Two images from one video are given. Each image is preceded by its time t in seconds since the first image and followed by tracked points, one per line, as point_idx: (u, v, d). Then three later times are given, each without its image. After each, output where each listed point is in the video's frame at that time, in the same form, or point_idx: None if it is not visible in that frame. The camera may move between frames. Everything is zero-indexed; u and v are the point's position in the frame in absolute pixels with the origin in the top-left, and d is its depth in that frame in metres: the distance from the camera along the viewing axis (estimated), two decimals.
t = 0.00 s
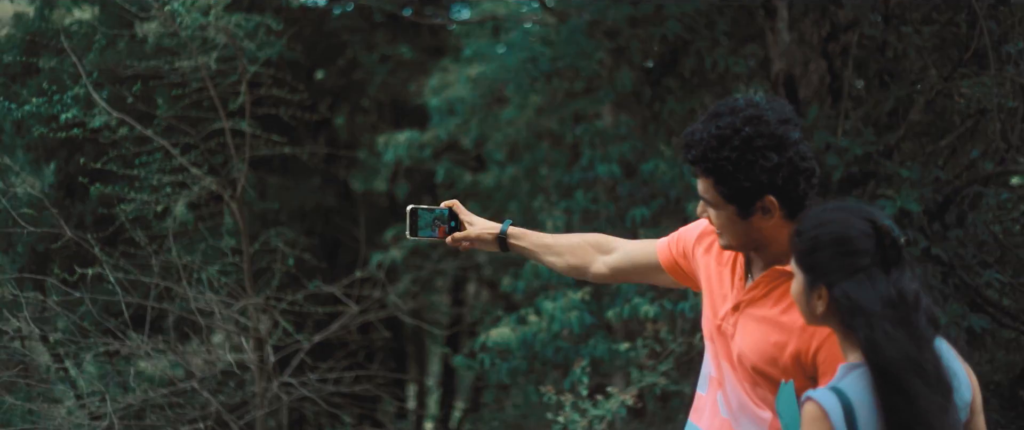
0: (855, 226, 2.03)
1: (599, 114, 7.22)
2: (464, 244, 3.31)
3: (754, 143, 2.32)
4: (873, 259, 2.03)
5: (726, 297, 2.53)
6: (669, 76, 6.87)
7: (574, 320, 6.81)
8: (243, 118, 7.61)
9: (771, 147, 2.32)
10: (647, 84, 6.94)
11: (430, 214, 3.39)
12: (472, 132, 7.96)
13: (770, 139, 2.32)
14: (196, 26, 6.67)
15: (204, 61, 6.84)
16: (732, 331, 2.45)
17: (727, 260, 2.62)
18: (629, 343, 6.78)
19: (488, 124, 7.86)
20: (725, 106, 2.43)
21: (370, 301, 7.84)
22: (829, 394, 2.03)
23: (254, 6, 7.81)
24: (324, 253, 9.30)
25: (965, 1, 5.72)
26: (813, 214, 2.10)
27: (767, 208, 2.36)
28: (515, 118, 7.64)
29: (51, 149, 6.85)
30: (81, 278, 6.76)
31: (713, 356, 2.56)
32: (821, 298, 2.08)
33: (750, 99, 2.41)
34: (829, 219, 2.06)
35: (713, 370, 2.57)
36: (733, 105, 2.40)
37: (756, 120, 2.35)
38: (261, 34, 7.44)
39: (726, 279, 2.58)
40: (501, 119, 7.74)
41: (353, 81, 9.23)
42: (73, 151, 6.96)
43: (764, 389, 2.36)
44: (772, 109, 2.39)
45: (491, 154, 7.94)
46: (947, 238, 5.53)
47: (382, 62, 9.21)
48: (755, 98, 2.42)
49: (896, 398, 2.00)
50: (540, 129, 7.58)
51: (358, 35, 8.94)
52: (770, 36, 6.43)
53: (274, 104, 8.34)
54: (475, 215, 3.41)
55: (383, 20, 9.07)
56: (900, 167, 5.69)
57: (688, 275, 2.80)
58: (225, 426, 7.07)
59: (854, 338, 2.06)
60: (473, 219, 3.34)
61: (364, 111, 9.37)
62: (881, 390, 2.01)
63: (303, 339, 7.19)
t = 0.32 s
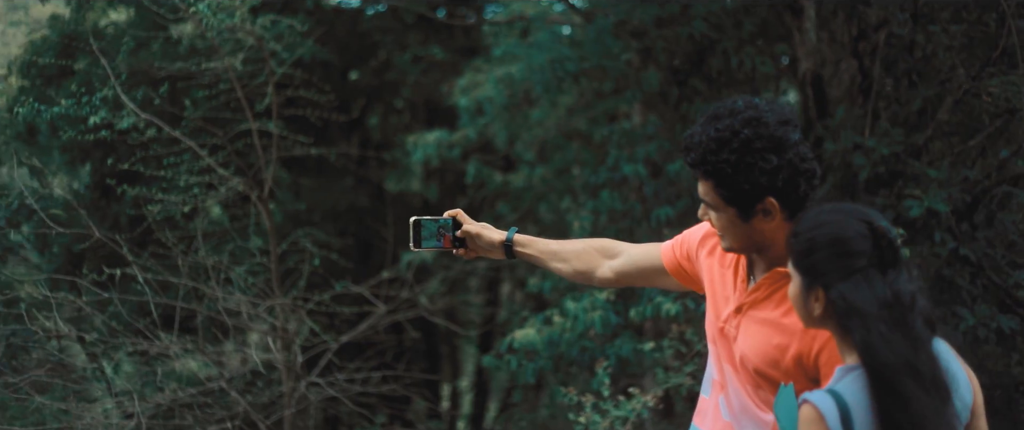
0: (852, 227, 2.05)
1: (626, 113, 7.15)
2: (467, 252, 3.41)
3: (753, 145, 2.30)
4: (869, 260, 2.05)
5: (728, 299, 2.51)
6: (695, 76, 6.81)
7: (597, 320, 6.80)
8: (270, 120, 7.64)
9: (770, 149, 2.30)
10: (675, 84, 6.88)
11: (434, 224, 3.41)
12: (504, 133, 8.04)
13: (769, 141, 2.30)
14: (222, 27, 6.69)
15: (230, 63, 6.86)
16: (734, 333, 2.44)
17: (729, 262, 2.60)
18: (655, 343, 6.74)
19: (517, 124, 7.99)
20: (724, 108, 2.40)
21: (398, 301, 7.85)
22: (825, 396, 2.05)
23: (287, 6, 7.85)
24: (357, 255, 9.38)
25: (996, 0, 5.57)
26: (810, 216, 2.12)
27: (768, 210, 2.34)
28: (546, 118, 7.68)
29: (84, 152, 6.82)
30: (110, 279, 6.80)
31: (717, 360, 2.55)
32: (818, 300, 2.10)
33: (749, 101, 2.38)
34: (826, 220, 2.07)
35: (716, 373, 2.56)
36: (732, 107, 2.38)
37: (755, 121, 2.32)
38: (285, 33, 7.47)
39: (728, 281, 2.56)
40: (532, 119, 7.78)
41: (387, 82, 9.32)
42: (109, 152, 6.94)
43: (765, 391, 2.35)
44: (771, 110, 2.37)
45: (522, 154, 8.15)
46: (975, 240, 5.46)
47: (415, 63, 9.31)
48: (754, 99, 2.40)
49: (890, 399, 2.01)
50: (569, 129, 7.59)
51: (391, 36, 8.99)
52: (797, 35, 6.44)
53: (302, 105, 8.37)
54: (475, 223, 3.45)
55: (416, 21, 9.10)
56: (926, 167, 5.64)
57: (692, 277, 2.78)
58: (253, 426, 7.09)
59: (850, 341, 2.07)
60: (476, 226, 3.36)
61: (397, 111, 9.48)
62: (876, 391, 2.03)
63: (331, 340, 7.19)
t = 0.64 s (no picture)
0: (849, 228, 2.00)
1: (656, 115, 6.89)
2: (472, 254, 3.26)
3: (754, 147, 2.28)
4: (866, 261, 2.00)
5: (730, 301, 2.46)
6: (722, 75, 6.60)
7: (621, 322, 6.81)
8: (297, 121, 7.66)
9: (771, 151, 2.27)
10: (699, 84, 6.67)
11: (441, 225, 3.32)
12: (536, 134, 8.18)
13: (770, 143, 2.27)
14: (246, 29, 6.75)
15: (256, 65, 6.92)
16: (736, 335, 2.38)
17: (734, 264, 2.53)
18: (681, 345, 6.70)
19: (547, 125, 8.15)
20: (725, 109, 2.38)
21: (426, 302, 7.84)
22: (821, 398, 1.98)
23: (320, 7, 7.92)
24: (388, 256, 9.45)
25: None
26: (806, 217, 2.06)
27: (770, 212, 2.30)
28: (577, 119, 7.72)
29: (118, 152, 6.90)
30: (140, 280, 6.85)
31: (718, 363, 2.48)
32: (816, 301, 2.05)
33: (750, 102, 2.35)
34: (822, 221, 2.02)
35: (719, 376, 2.49)
36: (733, 107, 2.35)
37: (756, 123, 2.30)
38: (311, 35, 7.50)
39: (730, 282, 2.50)
40: (564, 119, 7.89)
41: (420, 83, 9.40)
42: (144, 154, 7.04)
43: (766, 393, 2.29)
44: (772, 111, 2.33)
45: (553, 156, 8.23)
46: (1004, 240, 5.41)
47: (448, 64, 9.35)
48: (756, 101, 2.37)
49: (887, 401, 1.95)
50: (598, 131, 7.60)
51: (423, 37, 9.14)
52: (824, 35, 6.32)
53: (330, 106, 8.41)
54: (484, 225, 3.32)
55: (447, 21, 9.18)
56: (955, 167, 5.54)
57: (697, 279, 2.71)
58: (282, 427, 7.12)
59: (848, 342, 2.01)
60: (483, 228, 3.24)
61: (430, 112, 9.57)
62: (874, 393, 1.96)
63: (359, 341, 7.19)
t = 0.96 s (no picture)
0: (848, 228, 1.94)
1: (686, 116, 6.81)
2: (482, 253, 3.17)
3: (758, 147, 2.22)
4: (866, 261, 1.95)
5: (737, 302, 2.40)
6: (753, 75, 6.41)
7: (652, 324, 6.73)
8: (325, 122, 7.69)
9: (775, 150, 2.21)
10: (727, 83, 6.50)
11: (450, 223, 3.21)
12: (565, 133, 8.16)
13: (774, 142, 2.22)
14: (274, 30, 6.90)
15: (284, 65, 7.04)
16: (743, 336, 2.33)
17: (739, 264, 2.48)
18: (711, 345, 6.65)
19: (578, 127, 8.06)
20: (730, 108, 2.32)
21: (456, 303, 7.82)
22: (822, 401, 1.94)
23: (352, 8, 7.99)
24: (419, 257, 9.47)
25: None
26: (806, 217, 2.01)
27: (774, 212, 2.25)
28: (607, 120, 7.71)
29: (152, 152, 6.94)
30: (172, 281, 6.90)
31: (727, 365, 2.44)
32: (816, 302, 2.00)
33: (754, 101, 2.29)
34: (821, 220, 1.96)
35: (727, 378, 2.45)
36: (736, 107, 2.29)
37: (760, 123, 2.24)
38: (340, 38, 7.59)
39: (738, 283, 2.44)
40: (594, 119, 7.87)
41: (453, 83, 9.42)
42: (180, 154, 7.05)
43: (771, 395, 2.25)
44: (776, 110, 2.28)
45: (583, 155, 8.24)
46: None
47: (482, 64, 9.36)
48: (760, 100, 2.31)
49: (888, 403, 1.90)
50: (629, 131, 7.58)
51: (458, 37, 9.17)
52: (852, 33, 6.18)
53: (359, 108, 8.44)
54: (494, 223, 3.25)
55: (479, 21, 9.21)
56: (985, 166, 5.41)
57: (704, 280, 2.64)
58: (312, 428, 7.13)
59: (847, 342, 1.97)
60: (491, 228, 3.16)
61: (465, 113, 9.61)
62: (872, 394, 1.92)
63: (389, 341, 7.19)
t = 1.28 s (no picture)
0: (847, 226, 1.82)
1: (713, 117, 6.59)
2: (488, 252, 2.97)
3: (760, 145, 2.07)
4: (865, 261, 1.83)
5: (740, 300, 2.24)
6: (782, 73, 6.24)
7: (681, 326, 6.68)
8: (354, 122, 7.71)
9: (779, 148, 2.07)
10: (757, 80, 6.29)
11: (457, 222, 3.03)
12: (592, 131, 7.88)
13: (777, 139, 2.07)
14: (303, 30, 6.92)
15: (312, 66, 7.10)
16: (744, 333, 2.17)
17: (744, 263, 2.31)
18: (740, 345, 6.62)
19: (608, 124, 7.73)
20: (733, 105, 2.17)
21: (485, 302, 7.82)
22: (821, 401, 1.81)
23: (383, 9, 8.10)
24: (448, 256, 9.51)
25: None
26: (804, 216, 1.88)
27: (778, 211, 2.10)
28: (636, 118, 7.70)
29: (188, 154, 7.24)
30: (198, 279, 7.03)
31: (727, 364, 2.27)
32: (815, 302, 1.87)
33: (758, 99, 2.15)
34: (818, 218, 1.84)
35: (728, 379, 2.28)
36: (738, 104, 2.14)
37: (763, 120, 2.10)
38: (367, 38, 7.63)
39: (739, 280, 2.29)
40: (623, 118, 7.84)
41: (487, 82, 9.56)
42: (212, 154, 7.31)
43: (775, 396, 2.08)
44: (780, 108, 2.14)
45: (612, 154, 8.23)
46: None
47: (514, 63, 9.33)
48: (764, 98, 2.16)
49: (884, 410, 1.78)
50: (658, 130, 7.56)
51: (490, 36, 9.08)
52: (881, 31, 5.99)
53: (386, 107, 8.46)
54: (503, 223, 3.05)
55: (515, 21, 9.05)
56: (1015, 165, 5.24)
57: (710, 280, 2.48)
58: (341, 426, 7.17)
59: (846, 343, 1.85)
60: (500, 225, 2.95)
61: (499, 112, 9.82)
62: (871, 395, 1.80)
63: (418, 340, 7.19)
